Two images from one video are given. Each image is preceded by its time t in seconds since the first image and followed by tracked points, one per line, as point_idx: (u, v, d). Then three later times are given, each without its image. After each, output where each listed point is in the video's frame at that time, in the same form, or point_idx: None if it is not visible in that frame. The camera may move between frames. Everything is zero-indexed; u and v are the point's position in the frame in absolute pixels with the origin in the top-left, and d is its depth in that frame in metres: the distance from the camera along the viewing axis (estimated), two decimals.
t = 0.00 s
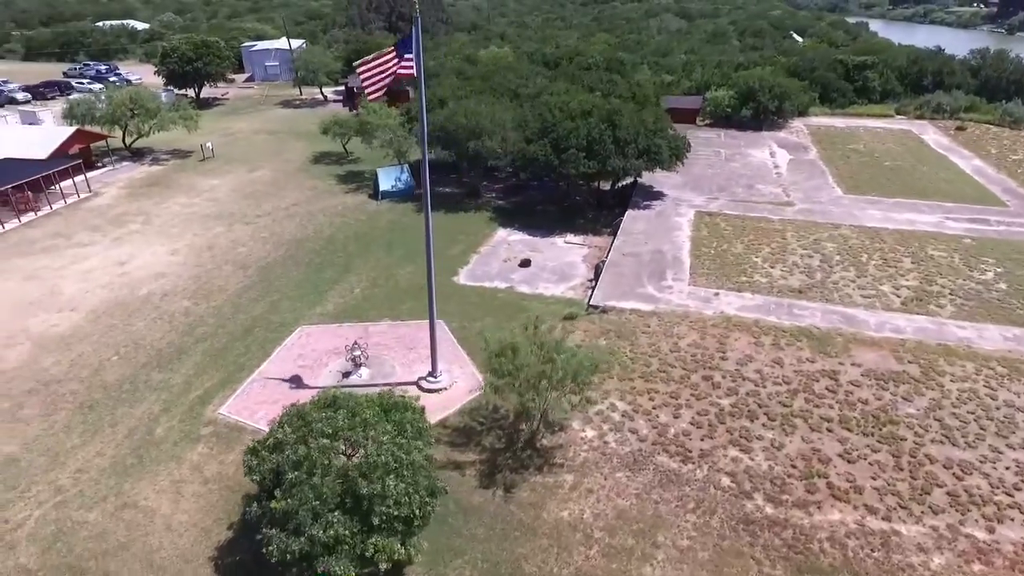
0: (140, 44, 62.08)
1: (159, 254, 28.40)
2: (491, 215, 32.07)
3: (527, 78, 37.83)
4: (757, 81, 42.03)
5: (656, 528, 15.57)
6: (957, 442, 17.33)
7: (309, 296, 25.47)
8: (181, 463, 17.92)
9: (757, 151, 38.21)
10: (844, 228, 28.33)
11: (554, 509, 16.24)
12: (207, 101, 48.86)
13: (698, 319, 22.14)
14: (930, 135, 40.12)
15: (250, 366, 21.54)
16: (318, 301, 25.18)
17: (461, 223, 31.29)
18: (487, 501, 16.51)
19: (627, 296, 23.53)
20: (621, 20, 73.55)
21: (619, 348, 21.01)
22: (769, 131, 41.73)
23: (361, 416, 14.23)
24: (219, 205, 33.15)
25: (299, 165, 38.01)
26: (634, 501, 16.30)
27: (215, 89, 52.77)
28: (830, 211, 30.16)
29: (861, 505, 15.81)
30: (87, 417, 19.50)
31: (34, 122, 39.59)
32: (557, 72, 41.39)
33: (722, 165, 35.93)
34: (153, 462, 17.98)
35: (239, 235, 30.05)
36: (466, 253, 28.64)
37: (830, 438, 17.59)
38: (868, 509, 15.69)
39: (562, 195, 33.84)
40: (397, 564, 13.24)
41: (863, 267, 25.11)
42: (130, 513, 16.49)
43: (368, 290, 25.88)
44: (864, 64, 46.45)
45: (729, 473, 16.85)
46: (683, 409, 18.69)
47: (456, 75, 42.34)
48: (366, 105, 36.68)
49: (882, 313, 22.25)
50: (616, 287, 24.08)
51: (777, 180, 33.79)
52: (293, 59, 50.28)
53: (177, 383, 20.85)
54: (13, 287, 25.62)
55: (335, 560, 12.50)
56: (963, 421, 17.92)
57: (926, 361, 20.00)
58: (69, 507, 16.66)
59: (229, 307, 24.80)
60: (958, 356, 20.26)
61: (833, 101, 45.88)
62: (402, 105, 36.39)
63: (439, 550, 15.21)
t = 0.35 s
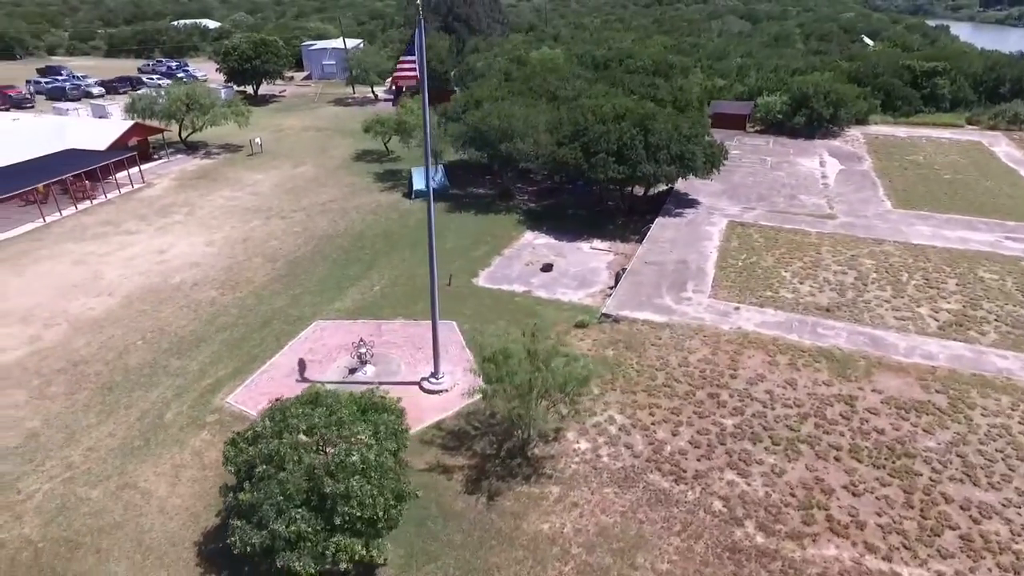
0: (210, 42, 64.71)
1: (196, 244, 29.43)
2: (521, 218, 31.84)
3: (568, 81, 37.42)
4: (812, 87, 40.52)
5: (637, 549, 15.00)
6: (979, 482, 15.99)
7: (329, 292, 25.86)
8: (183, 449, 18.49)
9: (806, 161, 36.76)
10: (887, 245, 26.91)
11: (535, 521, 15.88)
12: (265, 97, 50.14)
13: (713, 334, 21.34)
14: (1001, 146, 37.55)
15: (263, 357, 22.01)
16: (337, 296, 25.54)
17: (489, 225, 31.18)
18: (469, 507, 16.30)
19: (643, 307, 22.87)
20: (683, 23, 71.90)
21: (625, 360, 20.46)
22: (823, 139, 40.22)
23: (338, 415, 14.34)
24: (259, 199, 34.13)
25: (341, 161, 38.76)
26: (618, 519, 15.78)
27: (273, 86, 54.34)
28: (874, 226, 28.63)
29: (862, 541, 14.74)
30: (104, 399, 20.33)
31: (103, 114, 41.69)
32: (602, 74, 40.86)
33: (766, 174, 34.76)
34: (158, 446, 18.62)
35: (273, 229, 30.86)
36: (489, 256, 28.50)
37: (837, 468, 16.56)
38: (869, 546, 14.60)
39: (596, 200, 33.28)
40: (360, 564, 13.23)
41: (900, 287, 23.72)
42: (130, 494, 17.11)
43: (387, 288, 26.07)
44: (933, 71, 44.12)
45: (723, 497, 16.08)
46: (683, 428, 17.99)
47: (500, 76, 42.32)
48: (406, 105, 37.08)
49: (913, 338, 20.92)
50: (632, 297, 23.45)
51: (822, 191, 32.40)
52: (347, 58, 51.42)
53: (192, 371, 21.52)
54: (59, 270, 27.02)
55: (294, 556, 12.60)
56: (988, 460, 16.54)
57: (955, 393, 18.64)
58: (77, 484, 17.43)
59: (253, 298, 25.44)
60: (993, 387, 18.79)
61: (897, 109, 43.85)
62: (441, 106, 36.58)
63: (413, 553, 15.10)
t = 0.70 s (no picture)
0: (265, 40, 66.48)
1: (226, 235, 30.16)
2: (546, 220, 31.49)
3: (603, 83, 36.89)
4: (860, 93, 39.28)
5: (616, 565, 14.52)
6: (994, 520, 14.83)
7: (346, 288, 26.08)
8: (186, 436, 18.93)
9: (849, 170, 35.39)
10: (926, 260, 25.63)
11: (517, 530, 15.58)
12: (311, 95, 50.96)
13: (725, 347, 20.59)
14: None
15: (274, 350, 22.35)
16: (353, 292, 25.73)
17: (513, 226, 30.93)
18: (453, 511, 16.12)
19: (655, 315, 22.25)
20: (737, 27, 70.08)
21: (629, 370, 19.95)
22: (872, 148, 38.84)
23: (319, 412, 14.40)
24: (292, 193, 34.81)
25: (374, 159, 39.20)
26: (602, 533, 15.32)
27: (320, 83, 55.30)
28: (914, 241, 27.20)
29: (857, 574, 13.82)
30: (121, 384, 20.97)
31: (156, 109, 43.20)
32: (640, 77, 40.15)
33: (806, 183, 33.66)
34: (164, 432, 19.12)
35: (301, 224, 31.38)
36: (509, 257, 28.25)
37: (839, 494, 15.66)
38: None
39: (624, 204, 32.65)
40: (328, 561, 13.26)
41: (934, 306, 22.49)
42: (130, 478, 17.56)
43: (403, 286, 26.12)
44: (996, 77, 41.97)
45: (713, 517, 15.42)
46: (681, 443, 17.37)
47: (538, 77, 42.02)
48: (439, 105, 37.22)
49: (939, 361, 19.75)
50: (645, 305, 22.86)
51: (862, 203, 31.10)
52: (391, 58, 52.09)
53: (205, 360, 22.00)
54: (95, 257, 28.03)
55: (261, 549, 12.73)
56: (1008, 496, 15.35)
57: (980, 421, 17.46)
58: (84, 465, 17.99)
59: (272, 291, 25.85)
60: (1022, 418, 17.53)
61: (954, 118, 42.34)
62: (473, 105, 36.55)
63: (390, 554, 15.01)
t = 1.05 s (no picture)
0: (318, 39, 67.87)
1: (257, 228, 30.68)
2: (572, 224, 30.99)
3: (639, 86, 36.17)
4: (915, 100, 37.40)
5: None
6: (1011, 563, 13.66)
7: (364, 285, 26.10)
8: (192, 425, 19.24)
9: (898, 182, 33.72)
10: (969, 279, 24.16)
11: (499, 538, 15.25)
12: (355, 93, 51.43)
13: (737, 361, 19.78)
14: None
15: (286, 343, 22.53)
16: (370, 289, 25.75)
17: (537, 229, 30.53)
18: (437, 514, 15.90)
19: (668, 325, 21.59)
20: (795, 30, 67.72)
21: (634, 381, 19.39)
22: (926, 158, 36.97)
23: (303, 408, 14.39)
24: (326, 188, 35.23)
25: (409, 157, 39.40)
26: (585, 548, 14.86)
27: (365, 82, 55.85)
28: (958, 258, 25.65)
29: None
30: (139, 368, 21.42)
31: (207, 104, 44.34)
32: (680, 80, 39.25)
33: (848, 194, 32.25)
34: (172, 418, 19.50)
35: (332, 219, 31.68)
36: (530, 260, 27.84)
37: (840, 525, 14.74)
38: None
39: (653, 210, 31.88)
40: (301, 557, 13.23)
41: (970, 329, 21.14)
42: (134, 462, 17.89)
43: (420, 285, 26.02)
44: None
45: (703, 538, 14.77)
46: (678, 459, 16.74)
47: (578, 80, 41.45)
48: (474, 105, 37.16)
49: (969, 389, 18.53)
50: (659, 314, 22.21)
51: (906, 216, 29.58)
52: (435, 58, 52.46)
53: (220, 350, 22.32)
54: (132, 246, 28.72)
55: (234, 540, 12.80)
56: None
57: (1006, 455, 16.25)
58: (94, 447, 18.40)
59: (292, 285, 26.07)
60: None
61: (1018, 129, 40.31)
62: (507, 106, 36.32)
63: (369, 553, 14.92)
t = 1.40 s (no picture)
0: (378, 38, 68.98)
1: (295, 220, 31.03)
2: (604, 230, 30.31)
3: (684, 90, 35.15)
4: (986, 109, 34.95)
5: None
6: None
7: (388, 281, 25.99)
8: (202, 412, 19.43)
9: (960, 197, 31.56)
10: None
11: (479, 546, 14.92)
12: (408, 92, 51.68)
13: (752, 381, 18.84)
14: None
15: (303, 334, 22.65)
16: (393, 285, 25.63)
17: (568, 233, 29.98)
18: (420, 516, 15.69)
19: (684, 338, 20.79)
20: (870, 34, 64.38)
21: (639, 394, 18.74)
22: (995, 173, 34.52)
23: (288, 401, 14.37)
24: (366, 183, 35.45)
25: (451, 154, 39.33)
26: (564, 564, 14.38)
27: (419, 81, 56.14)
28: (1015, 283, 23.72)
29: None
30: (163, 353, 21.73)
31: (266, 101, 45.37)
32: (730, 84, 37.93)
33: (901, 210, 30.41)
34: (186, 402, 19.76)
35: (368, 213, 31.82)
36: (556, 264, 27.28)
37: (838, 564, 13.72)
38: None
39: (690, 219, 30.87)
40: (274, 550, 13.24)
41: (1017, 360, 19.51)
42: (145, 443, 18.21)
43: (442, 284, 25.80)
44: None
45: (687, 564, 14.08)
46: (673, 479, 16.05)
47: (626, 83, 40.57)
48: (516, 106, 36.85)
49: (1003, 426, 17.10)
50: (676, 326, 21.42)
51: (962, 235, 27.64)
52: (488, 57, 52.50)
53: (242, 340, 22.45)
54: (177, 234, 29.28)
55: (209, 528, 12.89)
56: None
57: None
58: (110, 425, 18.82)
59: (319, 278, 26.22)
60: None
61: None
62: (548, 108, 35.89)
63: (347, 551, 14.88)
